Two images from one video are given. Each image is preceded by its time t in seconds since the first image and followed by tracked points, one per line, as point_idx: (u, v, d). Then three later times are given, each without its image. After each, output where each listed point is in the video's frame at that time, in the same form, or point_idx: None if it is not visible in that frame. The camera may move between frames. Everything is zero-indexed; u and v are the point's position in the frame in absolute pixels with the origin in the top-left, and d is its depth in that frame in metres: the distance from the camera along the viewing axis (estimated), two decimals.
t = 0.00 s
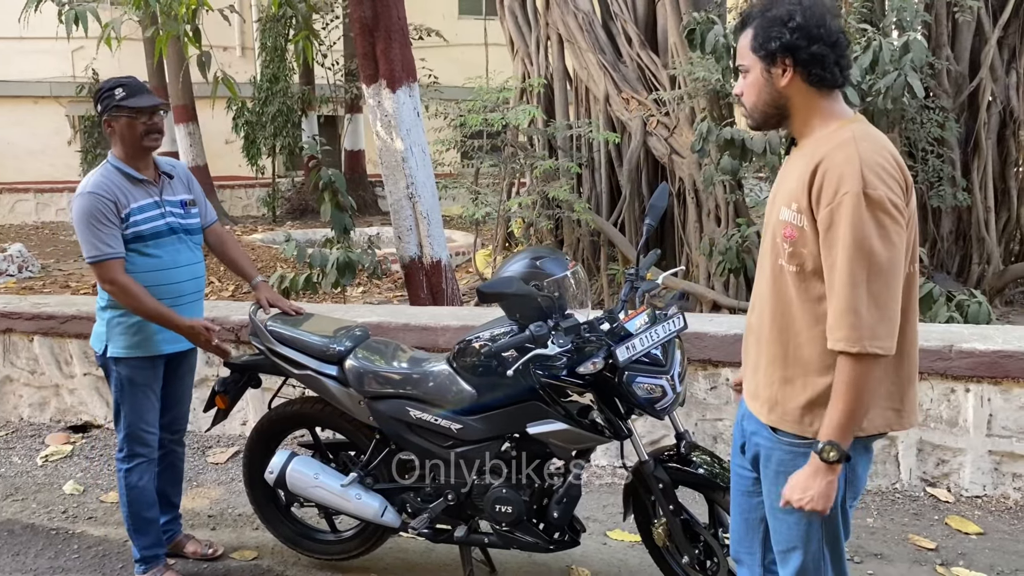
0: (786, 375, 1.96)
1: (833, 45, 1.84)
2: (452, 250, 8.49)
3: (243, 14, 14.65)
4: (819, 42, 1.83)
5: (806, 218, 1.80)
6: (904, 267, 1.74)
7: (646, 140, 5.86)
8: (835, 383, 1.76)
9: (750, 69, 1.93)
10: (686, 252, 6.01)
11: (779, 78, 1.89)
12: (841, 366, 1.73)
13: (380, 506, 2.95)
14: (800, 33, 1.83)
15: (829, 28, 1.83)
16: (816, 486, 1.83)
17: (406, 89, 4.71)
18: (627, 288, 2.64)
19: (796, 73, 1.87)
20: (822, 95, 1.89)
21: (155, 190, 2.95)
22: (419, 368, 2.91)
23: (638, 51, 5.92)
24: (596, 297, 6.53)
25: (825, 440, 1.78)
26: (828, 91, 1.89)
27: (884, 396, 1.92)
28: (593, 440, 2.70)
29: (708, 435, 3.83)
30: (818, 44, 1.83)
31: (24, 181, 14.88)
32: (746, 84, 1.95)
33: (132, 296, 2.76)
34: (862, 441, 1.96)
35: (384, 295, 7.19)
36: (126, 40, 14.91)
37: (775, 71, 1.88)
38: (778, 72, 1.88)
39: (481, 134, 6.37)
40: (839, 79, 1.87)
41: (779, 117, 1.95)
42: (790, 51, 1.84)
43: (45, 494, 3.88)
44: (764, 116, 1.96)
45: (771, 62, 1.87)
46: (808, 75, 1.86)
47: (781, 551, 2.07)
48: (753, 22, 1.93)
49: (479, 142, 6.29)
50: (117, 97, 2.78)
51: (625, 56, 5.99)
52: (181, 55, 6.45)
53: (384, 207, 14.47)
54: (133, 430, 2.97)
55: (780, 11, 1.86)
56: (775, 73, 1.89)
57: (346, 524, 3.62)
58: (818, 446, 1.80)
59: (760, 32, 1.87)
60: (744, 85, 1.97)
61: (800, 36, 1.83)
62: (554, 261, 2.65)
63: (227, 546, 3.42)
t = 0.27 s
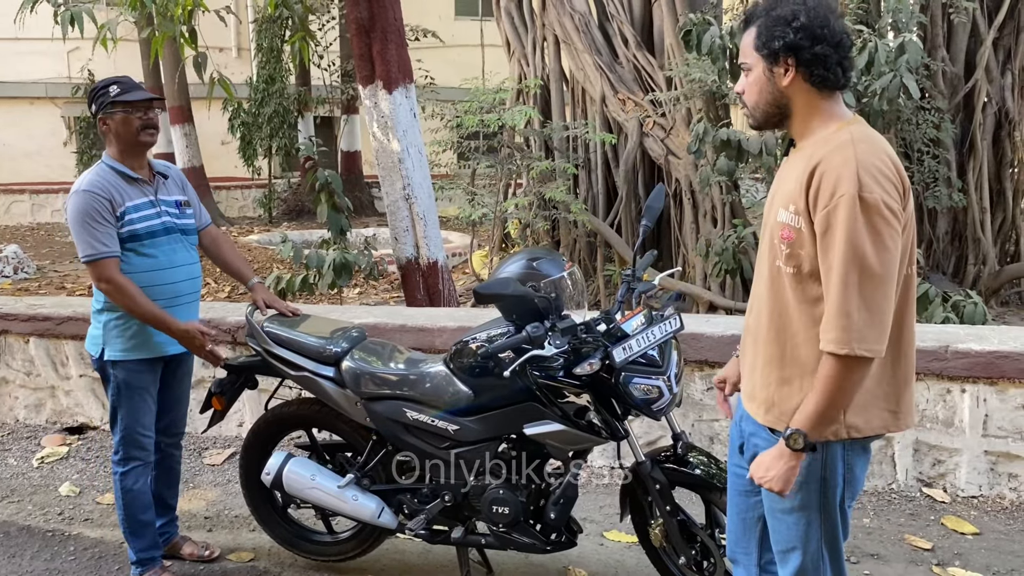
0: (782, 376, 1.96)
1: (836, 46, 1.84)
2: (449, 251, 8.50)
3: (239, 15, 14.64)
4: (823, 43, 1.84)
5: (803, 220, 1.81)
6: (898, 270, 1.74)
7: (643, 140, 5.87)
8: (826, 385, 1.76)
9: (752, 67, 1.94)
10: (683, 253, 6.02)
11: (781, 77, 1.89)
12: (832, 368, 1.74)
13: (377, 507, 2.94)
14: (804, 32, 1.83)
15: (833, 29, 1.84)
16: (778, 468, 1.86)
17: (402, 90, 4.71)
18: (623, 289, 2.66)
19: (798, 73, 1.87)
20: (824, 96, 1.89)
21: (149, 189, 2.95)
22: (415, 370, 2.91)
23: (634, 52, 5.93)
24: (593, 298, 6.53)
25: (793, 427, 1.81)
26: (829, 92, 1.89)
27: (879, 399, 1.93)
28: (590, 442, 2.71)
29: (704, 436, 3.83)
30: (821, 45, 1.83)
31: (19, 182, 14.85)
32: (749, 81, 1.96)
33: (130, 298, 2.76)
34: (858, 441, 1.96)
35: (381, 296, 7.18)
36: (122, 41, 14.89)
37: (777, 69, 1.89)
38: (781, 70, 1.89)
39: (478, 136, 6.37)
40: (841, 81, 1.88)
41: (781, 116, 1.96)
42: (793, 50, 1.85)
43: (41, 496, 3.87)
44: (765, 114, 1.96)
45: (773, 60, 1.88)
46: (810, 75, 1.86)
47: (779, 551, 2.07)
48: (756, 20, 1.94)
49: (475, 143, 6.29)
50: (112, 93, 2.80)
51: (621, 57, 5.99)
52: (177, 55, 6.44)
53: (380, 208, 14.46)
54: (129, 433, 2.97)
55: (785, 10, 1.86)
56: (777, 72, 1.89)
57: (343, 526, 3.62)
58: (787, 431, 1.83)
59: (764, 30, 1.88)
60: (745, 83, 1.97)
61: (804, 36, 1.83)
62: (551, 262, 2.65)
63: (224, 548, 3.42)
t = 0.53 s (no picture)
0: (780, 379, 1.97)
1: (835, 51, 1.84)
2: (446, 252, 8.50)
3: (236, 16, 14.62)
4: (824, 48, 1.83)
5: (800, 224, 1.81)
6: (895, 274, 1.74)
7: (640, 142, 5.88)
8: (824, 389, 1.77)
9: (751, 65, 1.94)
10: (680, 254, 6.03)
11: (779, 77, 1.89)
12: (830, 372, 1.74)
13: (375, 509, 2.94)
14: (805, 35, 1.83)
15: (835, 34, 1.83)
16: (795, 484, 1.85)
17: (399, 91, 4.71)
18: (621, 290, 2.66)
19: (796, 75, 1.87)
20: (821, 102, 1.89)
21: (142, 190, 2.95)
22: (412, 371, 2.90)
23: (631, 53, 5.93)
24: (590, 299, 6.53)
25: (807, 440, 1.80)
26: (828, 95, 1.89)
27: (876, 400, 1.93)
28: (587, 443, 2.71)
29: (702, 436, 3.83)
30: (821, 49, 1.83)
31: (15, 184, 14.81)
32: (747, 79, 1.96)
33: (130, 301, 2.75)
34: (855, 442, 1.96)
35: (378, 297, 7.18)
36: (119, 42, 14.88)
37: (776, 70, 1.89)
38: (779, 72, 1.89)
39: (475, 137, 6.37)
40: (840, 85, 1.87)
41: (776, 116, 1.96)
42: (793, 52, 1.84)
43: (37, 498, 3.86)
44: (762, 113, 1.97)
45: (773, 61, 1.88)
46: (808, 79, 1.86)
47: (777, 552, 2.07)
48: (759, 18, 1.93)
49: (472, 144, 6.29)
50: (119, 101, 2.77)
51: (618, 58, 6.00)
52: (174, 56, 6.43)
53: (377, 209, 14.46)
54: (125, 436, 2.96)
55: (788, 11, 1.86)
56: (775, 73, 1.89)
57: (340, 527, 3.61)
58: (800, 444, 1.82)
59: (766, 30, 1.88)
60: (744, 79, 1.98)
61: (806, 39, 1.83)
62: (548, 263, 2.65)
63: (221, 550, 3.41)
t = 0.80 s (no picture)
0: (779, 381, 1.97)
1: (822, 46, 1.85)
2: (443, 253, 8.50)
3: (233, 17, 14.63)
4: (808, 45, 1.84)
5: (799, 227, 1.81)
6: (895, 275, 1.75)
7: (637, 143, 5.88)
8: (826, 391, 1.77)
9: (742, 77, 1.94)
10: (677, 255, 6.03)
11: (770, 83, 1.90)
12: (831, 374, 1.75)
13: (372, 510, 2.93)
14: (787, 36, 1.85)
15: (818, 30, 1.85)
16: (816, 497, 1.83)
17: (396, 92, 4.70)
18: (618, 291, 2.66)
19: (787, 77, 1.87)
20: (814, 98, 1.89)
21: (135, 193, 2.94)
22: (409, 372, 2.90)
23: (628, 55, 5.94)
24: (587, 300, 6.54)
25: (824, 450, 1.79)
26: (819, 94, 1.89)
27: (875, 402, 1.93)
28: (584, 444, 2.71)
29: (699, 438, 3.83)
30: (806, 47, 1.84)
31: (12, 185, 14.79)
32: (741, 93, 1.96)
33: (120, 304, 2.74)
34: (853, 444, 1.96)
35: (375, 298, 7.18)
36: (116, 43, 14.87)
37: (766, 76, 1.89)
38: (770, 77, 1.89)
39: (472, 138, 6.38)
40: (831, 82, 1.88)
41: (776, 124, 1.95)
42: (779, 55, 1.85)
43: (33, 500, 3.85)
44: (761, 122, 1.96)
45: (761, 67, 1.89)
46: (797, 78, 1.87)
47: (773, 554, 2.07)
48: (742, 30, 1.95)
49: (469, 145, 6.29)
50: (132, 117, 2.77)
51: (615, 59, 6.00)
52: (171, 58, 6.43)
53: (375, 210, 14.46)
54: (119, 440, 2.95)
55: (767, 17, 1.88)
56: (766, 79, 1.90)
57: (337, 529, 3.61)
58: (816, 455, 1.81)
59: (749, 39, 1.90)
60: (738, 93, 1.98)
61: (788, 40, 1.85)
62: (545, 264, 2.64)
63: (218, 552, 3.41)
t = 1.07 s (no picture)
0: (777, 381, 1.96)
1: (808, 45, 1.87)
2: (441, 254, 8.51)
3: (230, 19, 14.62)
4: (794, 45, 1.86)
5: (795, 227, 1.80)
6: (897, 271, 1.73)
7: (634, 144, 5.88)
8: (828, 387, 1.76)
9: (731, 81, 1.95)
10: (674, 256, 6.03)
11: (759, 85, 1.90)
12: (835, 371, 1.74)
13: (369, 512, 2.93)
14: (773, 38, 1.86)
15: (802, 30, 1.87)
16: (792, 459, 1.83)
17: (394, 93, 4.70)
18: (616, 292, 2.65)
19: (775, 78, 1.88)
20: (803, 98, 1.89)
21: (132, 195, 2.95)
22: (407, 374, 2.90)
23: (626, 56, 5.94)
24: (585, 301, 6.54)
25: (808, 421, 1.79)
26: (808, 93, 1.90)
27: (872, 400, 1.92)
28: (582, 445, 2.71)
29: (697, 439, 3.83)
30: (792, 47, 1.86)
31: (9, 186, 14.78)
32: (730, 98, 1.97)
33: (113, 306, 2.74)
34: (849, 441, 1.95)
35: (373, 299, 7.18)
36: (113, 44, 14.85)
37: (755, 79, 1.90)
38: (758, 80, 1.90)
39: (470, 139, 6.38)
40: (819, 80, 1.89)
41: (766, 126, 1.95)
42: (767, 56, 1.86)
43: (30, 502, 3.84)
44: (751, 125, 1.97)
45: (749, 70, 1.89)
46: (786, 79, 1.87)
47: (768, 554, 2.08)
48: (727, 37, 1.96)
49: (467, 146, 6.30)
50: (126, 120, 2.77)
51: (613, 60, 6.01)
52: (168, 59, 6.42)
53: (373, 212, 14.45)
54: (116, 442, 2.95)
55: (752, 20, 1.90)
56: (755, 82, 1.90)
57: (335, 531, 3.60)
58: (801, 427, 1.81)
59: (735, 44, 1.91)
60: (727, 97, 1.98)
61: (774, 41, 1.86)
62: (543, 266, 2.64)
63: (215, 553, 3.40)
